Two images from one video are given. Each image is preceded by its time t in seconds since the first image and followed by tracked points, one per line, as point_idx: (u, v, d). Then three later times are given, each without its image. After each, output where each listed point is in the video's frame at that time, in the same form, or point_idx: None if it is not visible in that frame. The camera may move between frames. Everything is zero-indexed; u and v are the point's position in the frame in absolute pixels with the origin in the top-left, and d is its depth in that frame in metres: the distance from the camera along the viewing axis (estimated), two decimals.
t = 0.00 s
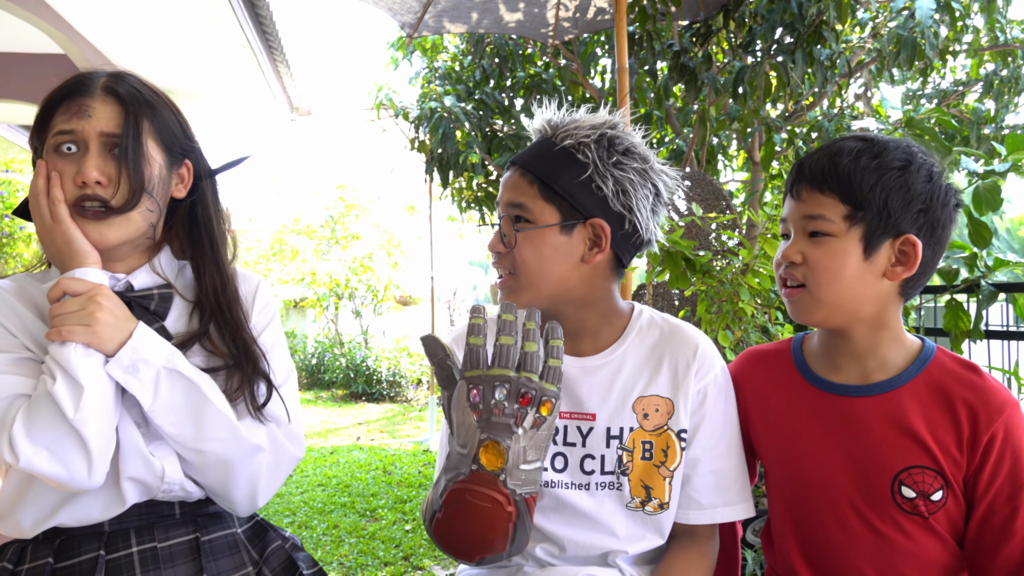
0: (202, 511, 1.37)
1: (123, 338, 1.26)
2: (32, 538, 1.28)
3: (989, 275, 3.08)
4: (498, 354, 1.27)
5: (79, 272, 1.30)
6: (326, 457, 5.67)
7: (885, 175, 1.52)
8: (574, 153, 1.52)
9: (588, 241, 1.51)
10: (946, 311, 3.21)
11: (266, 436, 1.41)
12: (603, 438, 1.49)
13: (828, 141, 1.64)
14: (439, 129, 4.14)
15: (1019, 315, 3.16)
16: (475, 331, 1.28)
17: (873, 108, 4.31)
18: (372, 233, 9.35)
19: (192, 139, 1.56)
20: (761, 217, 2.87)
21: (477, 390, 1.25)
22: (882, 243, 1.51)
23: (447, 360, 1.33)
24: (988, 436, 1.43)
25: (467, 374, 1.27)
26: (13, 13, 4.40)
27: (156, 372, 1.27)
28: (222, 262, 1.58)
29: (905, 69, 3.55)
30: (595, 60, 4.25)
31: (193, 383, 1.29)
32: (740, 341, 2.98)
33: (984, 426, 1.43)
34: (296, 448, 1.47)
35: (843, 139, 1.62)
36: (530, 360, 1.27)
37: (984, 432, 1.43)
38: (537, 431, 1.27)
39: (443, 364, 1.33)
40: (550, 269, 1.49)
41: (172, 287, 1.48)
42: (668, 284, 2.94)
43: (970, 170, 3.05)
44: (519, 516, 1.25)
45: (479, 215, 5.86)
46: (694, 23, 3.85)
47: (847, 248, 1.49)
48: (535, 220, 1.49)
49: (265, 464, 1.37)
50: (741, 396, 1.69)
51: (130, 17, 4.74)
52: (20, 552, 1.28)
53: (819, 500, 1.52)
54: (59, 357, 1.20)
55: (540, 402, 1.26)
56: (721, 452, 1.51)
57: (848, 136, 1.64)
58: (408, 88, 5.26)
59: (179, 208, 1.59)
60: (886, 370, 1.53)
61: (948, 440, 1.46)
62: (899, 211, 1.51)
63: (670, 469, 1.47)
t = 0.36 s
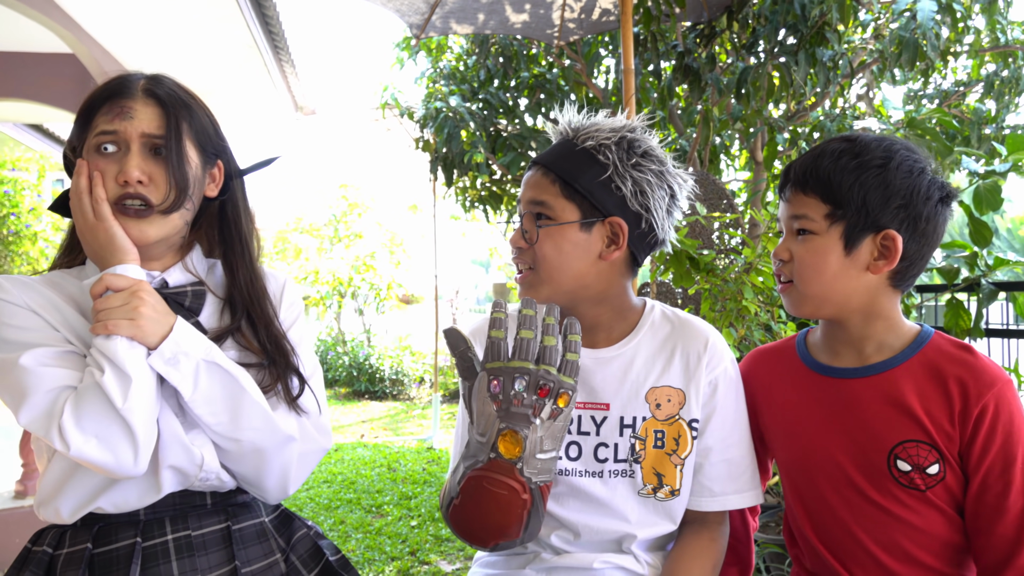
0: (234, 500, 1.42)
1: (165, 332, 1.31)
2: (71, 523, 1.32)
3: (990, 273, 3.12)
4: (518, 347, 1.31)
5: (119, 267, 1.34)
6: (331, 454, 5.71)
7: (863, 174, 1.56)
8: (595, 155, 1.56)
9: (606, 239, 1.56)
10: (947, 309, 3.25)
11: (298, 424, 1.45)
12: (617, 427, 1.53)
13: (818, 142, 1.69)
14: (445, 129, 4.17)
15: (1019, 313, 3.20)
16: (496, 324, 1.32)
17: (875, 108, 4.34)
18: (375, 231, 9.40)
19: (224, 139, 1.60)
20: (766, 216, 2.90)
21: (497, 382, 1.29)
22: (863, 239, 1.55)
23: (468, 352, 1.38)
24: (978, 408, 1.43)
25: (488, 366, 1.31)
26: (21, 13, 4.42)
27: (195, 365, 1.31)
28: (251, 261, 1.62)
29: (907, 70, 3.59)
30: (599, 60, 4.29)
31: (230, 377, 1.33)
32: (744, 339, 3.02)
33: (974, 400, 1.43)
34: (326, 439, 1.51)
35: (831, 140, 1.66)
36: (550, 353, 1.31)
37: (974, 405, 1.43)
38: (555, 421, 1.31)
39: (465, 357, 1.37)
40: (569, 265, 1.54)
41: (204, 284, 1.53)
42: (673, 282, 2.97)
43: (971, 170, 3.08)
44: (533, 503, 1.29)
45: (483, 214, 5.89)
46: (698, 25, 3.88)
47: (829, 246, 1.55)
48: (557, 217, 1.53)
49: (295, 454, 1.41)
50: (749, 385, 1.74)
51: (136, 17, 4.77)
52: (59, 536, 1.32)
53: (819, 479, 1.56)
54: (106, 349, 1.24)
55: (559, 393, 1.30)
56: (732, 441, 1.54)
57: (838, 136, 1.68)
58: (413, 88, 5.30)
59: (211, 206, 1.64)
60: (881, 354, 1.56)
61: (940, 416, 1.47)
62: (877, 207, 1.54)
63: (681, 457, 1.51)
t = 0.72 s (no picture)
0: (251, 494, 1.47)
1: (208, 324, 1.39)
2: (94, 515, 1.38)
3: (985, 280, 3.15)
4: (514, 342, 1.35)
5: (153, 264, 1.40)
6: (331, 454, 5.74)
7: (857, 192, 1.64)
8: (605, 158, 1.60)
9: (610, 241, 1.59)
10: (943, 315, 3.29)
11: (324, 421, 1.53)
12: (610, 425, 1.58)
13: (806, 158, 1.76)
14: (446, 132, 4.19)
15: (1014, 319, 3.24)
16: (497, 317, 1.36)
17: (873, 115, 4.39)
18: (375, 233, 9.44)
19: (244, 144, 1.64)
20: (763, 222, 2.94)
21: (491, 373, 1.34)
22: (854, 252, 1.64)
23: (470, 343, 1.42)
24: (940, 408, 1.55)
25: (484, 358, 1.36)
26: (27, 13, 4.45)
27: (235, 357, 1.39)
28: (270, 262, 1.69)
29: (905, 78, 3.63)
30: (600, 66, 4.33)
31: (268, 372, 1.41)
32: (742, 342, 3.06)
33: (937, 401, 1.55)
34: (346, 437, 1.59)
35: (821, 155, 1.74)
36: (545, 350, 1.34)
37: (937, 406, 1.55)
38: (544, 415, 1.35)
39: (466, 348, 1.41)
40: (574, 265, 1.58)
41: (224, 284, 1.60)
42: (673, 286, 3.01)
43: (968, 178, 3.12)
44: (521, 493, 1.34)
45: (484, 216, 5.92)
46: (699, 32, 3.92)
47: (824, 258, 1.63)
48: (565, 217, 1.58)
49: (320, 450, 1.48)
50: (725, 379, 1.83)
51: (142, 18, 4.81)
52: (83, 527, 1.37)
53: (787, 468, 1.65)
54: (144, 340, 1.31)
55: (548, 390, 1.33)
56: (730, 444, 1.56)
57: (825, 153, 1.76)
58: (415, 91, 5.34)
59: (231, 209, 1.70)
60: (854, 354, 1.66)
61: (905, 414, 1.58)
62: (869, 223, 1.64)
63: (673, 459, 1.54)
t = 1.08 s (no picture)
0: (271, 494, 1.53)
1: (251, 317, 1.49)
2: (120, 515, 1.44)
3: (984, 285, 3.17)
4: (503, 342, 1.40)
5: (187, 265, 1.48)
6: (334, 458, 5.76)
7: (840, 201, 1.68)
8: (618, 168, 1.63)
9: (619, 250, 1.63)
10: (942, 320, 3.32)
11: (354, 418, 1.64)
12: (616, 431, 1.61)
13: (789, 164, 1.78)
14: (449, 138, 4.22)
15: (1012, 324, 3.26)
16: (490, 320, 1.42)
17: (873, 121, 4.42)
18: (377, 237, 9.50)
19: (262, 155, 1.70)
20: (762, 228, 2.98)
21: (481, 372, 1.40)
22: (837, 259, 1.68)
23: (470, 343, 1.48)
24: (917, 408, 1.60)
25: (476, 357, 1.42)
26: (34, 19, 4.50)
27: (277, 348, 1.50)
28: (289, 267, 1.82)
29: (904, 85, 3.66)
30: (602, 72, 4.37)
31: (306, 365, 1.53)
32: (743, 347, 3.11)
33: (914, 401, 1.60)
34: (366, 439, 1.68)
35: (803, 162, 1.77)
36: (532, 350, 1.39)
37: (914, 406, 1.60)
38: (531, 415, 1.38)
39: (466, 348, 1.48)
40: (584, 272, 1.62)
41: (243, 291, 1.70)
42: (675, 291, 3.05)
43: (966, 184, 3.15)
44: (513, 490, 1.37)
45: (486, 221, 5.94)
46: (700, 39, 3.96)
47: (808, 266, 1.66)
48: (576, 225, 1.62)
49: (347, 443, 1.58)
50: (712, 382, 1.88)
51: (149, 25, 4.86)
52: (109, 526, 1.43)
53: (769, 468, 1.70)
54: (177, 351, 1.40)
55: (533, 389, 1.37)
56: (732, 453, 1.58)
57: (807, 159, 1.78)
58: (419, 97, 5.37)
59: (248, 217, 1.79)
60: (836, 356, 1.71)
61: (884, 414, 1.63)
62: (851, 232, 1.68)
63: (676, 466, 1.57)
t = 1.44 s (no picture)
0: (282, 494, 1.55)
1: (262, 325, 1.51)
2: (134, 514, 1.46)
3: (983, 285, 3.19)
4: (532, 341, 1.41)
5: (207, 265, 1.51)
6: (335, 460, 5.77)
7: (854, 247, 1.67)
8: (629, 171, 1.65)
9: (631, 252, 1.65)
10: (941, 319, 3.33)
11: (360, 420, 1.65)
12: (627, 426, 1.62)
13: (807, 195, 1.77)
14: (451, 140, 4.24)
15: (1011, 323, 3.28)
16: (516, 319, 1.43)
17: (871, 123, 4.43)
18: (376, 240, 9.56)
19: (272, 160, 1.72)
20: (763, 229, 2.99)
21: (510, 372, 1.40)
22: (850, 300, 1.68)
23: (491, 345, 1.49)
24: (925, 414, 1.61)
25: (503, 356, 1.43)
26: (36, 24, 4.51)
27: (284, 357, 1.51)
28: (298, 272, 1.84)
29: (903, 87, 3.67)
30: (601, 75, 4.38)
31: (314, 375, 1.53)
32: (744, 348, 3.12)
33: (923, 407, 1.62)
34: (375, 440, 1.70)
35: (822, 198, 1.75)
36: (561, 349, 1.41)
37: (923, 412, 1.62)
38: (560, 412, 1.40)
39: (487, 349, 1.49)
40: (597, 273, 1.63)
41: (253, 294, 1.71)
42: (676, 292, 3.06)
43: (965, 184, 3.15)
44: (540, 490, 1.38)
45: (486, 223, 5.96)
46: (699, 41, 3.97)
47: (820, 307, 1.68)
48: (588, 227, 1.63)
49: (356, 448, 1.60)
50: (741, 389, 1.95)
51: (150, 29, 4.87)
52: (124, 526, 1.45)
53: (786, 469, 1.76)
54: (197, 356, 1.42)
55: (564, 386, 1.39)
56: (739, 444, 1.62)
57: (827, 189, 1.76)
58: (419, 100, 5.38)
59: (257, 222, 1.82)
60: (853, 363, 1.73)
61: (892, 419, 1.65)
62: (865, 276, 1.68)
63: (688, 457, 1.59)
